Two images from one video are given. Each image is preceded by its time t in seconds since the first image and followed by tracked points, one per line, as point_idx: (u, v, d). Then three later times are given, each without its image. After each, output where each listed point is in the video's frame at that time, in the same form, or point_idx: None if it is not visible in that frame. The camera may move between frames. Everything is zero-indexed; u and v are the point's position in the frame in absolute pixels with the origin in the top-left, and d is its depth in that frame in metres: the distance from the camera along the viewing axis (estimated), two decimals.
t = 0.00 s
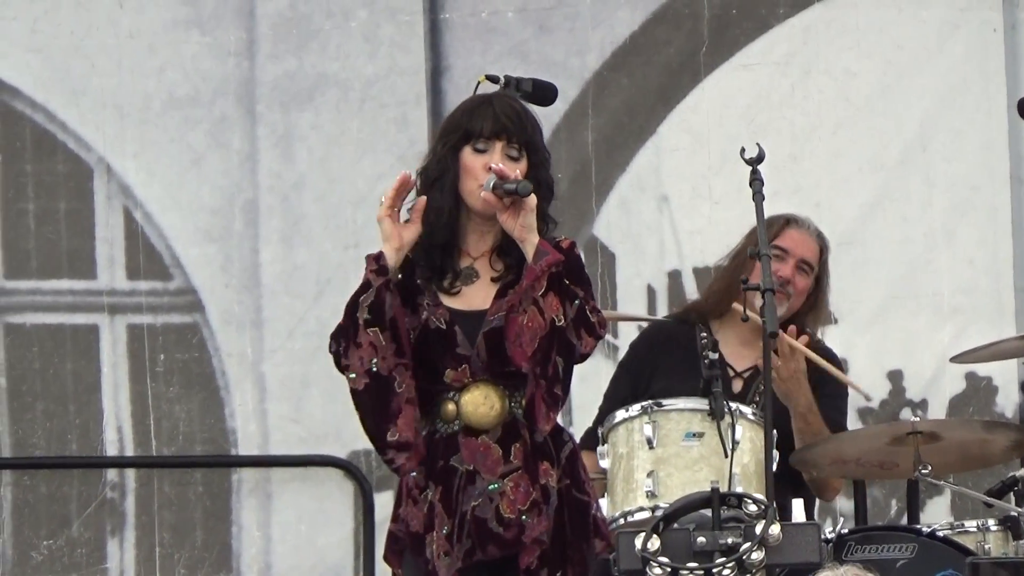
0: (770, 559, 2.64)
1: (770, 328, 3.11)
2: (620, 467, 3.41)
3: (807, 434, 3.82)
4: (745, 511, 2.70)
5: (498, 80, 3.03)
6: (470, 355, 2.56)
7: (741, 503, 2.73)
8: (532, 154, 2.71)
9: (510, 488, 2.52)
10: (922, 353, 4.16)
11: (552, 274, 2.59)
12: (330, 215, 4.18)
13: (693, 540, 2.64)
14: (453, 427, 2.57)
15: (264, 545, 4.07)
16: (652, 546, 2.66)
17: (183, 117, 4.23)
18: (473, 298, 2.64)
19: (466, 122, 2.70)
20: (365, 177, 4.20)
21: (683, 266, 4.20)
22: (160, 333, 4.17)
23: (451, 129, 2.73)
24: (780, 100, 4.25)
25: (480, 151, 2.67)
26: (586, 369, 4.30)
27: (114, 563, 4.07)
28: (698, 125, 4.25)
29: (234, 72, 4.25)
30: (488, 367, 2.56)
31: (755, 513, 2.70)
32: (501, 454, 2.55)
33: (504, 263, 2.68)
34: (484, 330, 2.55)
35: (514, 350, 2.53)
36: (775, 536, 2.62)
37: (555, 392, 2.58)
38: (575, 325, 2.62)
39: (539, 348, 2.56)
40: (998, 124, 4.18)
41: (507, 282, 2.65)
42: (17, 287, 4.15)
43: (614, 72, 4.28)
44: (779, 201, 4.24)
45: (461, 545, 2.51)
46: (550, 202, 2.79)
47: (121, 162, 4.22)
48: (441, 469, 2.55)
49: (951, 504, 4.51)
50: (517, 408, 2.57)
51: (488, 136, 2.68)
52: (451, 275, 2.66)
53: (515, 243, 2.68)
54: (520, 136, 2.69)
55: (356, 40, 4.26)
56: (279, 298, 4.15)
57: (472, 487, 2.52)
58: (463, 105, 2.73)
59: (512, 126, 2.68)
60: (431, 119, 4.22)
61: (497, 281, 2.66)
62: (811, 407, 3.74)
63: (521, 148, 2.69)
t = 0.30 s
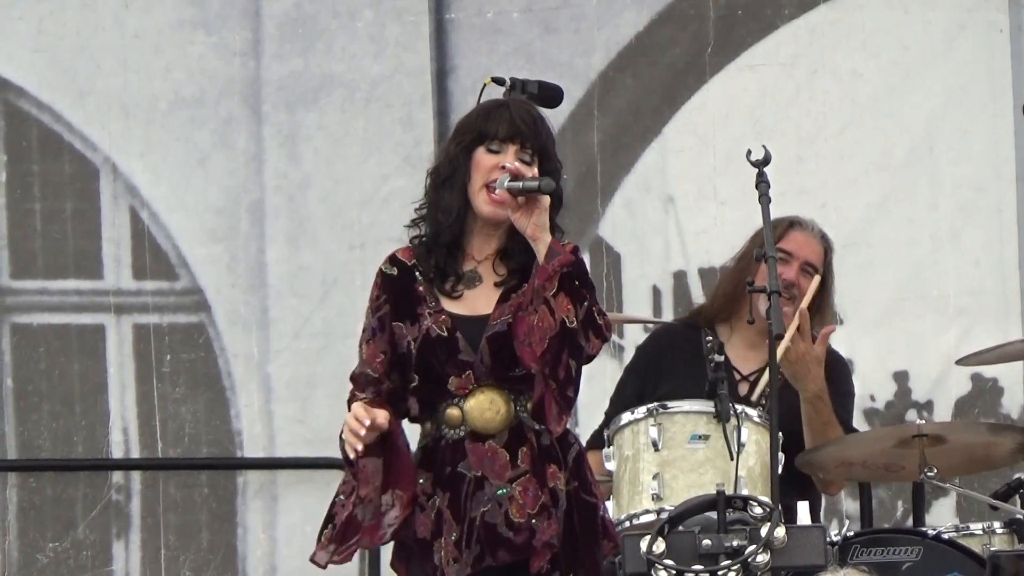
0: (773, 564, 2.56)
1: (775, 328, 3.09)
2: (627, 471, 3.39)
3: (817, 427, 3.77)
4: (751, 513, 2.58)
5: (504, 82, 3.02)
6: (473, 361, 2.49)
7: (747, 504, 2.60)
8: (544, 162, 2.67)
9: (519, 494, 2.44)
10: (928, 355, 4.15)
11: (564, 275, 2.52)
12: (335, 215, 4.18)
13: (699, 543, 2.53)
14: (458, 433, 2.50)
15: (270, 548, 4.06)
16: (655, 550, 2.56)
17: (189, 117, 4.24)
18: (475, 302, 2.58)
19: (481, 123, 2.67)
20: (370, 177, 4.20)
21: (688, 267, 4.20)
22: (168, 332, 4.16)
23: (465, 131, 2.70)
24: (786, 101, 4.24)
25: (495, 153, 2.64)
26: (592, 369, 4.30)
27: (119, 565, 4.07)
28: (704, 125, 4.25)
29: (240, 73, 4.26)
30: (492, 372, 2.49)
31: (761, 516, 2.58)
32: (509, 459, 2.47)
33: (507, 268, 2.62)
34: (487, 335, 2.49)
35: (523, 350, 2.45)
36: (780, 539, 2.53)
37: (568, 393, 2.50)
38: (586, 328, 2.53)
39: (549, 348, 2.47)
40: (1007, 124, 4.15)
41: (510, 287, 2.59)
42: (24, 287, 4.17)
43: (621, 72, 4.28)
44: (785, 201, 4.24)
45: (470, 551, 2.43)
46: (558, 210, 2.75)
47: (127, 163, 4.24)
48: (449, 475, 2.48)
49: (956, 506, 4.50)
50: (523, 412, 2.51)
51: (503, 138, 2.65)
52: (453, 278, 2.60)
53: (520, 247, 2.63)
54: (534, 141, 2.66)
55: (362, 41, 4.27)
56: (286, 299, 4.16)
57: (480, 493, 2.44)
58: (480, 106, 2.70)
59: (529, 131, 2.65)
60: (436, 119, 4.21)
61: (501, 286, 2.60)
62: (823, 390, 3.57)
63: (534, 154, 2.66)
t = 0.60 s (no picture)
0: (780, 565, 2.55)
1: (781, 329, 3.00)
2: (631, 473, 3.34)
3: (821, 422, 3.73)
4: (757, 515, 2.57)
5: (508, 84, 2.94)
6: (479, 362, 2.47)
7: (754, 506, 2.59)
8: (550, 160, 2.63)
9: (524, 495, 2.41)
10: (932, 356, 4.15)
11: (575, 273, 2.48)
12: (339, 217, 4.18)
13: (705, 545, 2.55)
14: (463, 435, 2.47)
15: (274, 551, 4.07)
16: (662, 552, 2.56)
17: (194, 118, 4.26)
18: (481, 303, 2.54)
19: (487, 122, 2.65)
20: (375, 179, 4.20)
21: (693, 268, 4.19)
22: (173, 333, 4.19)
23: (469, 131, 2.68)
24: (790, 102, 4.24)
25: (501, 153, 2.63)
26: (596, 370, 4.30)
27: (124, 567, 4.11)
28: (708, 126, 4.25)
29: (245, 74, 4.26)
30: (498, 373, 2.47)
31: (766, 518, 2.56)
32: (514, 460, 2.44)
33: (513, 269, 2.58)
34: (494, 335, 2.46)
35: (534, 346, 2.43)
36: (786, 542, 2.51)
37: (580, 391, 2.46)
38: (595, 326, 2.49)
39: (559, 347, 2.44)
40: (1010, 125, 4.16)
41: (517, 288, 2.54)
42: (28, 288, 4.19)
43: (625, 73, 4.28)
44: (789, 203, 4.24)
45: (475, 552, 2.40)
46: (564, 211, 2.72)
47: (132, 164, 4.25)
48: (454, 476, 2.45)
49: (961, 508, 4.48)
50: (529, 413, 2.48)
51: (508, 137, 2.63)
52: (459, 279, 2.57)
53: (527, 247, 2.59)
54: (541, 140, 2.63)
55: (366, 41, 4.27)
56: (291, 301, 4.16)
57: (485, 494, 2.42)
58: (485, 106, 2.68)
59: (535, 130, 2.63)
60: (440, 120, 4.22)
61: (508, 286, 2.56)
62: (824, 386, 3.57)
63: (541, 153, 2.62)
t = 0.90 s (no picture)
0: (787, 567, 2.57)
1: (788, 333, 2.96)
2: (637, 475, 3.33)
3: (821, 427, 3.71)
4: (761, 515, 2.60)
5: (515, 85, 2.96)
6: (489, 365, 2.46)
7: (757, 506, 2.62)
8: (560, 159, 2.64)
9: (532, 498, 2.41)
10: (939, 357, 4.14)
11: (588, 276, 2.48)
12: (346, 219, 4.20)
13: (711, 547, 2.57)
14: (472, 437, 2.46)
15: (280, 553, 4.09)
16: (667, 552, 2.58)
17: (200, 119, 4.25)
18: (492, 305, 2.54)
19: (495, 122, 2.65)
20: (381, 180, 4.21)
21: (699, 270, 4.19)
22: (179, 334, 4.18)
23: (477, 131, 2.67)
24: (797, 104, 4.24)
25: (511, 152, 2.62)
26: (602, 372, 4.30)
27: (130, 569, 4.12)
28: (714, 128, 4.24)
29: (251, 75, 4.26)
30: (507, 376, 2.46)
31: (772, 520, 2.59)
32: (523, 463, 2.44)
33: (525, 270, 2.59)
34: (503, 338, 2.47)
35: (547, 350, 2.43)
36: (792, 544, 2.54)
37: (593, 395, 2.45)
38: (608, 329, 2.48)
39: (571, 350, 2.44)
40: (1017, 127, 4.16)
41: (528, 290, 2.55)
42: (35, 289, 4.20)
43: (632, 75, 4.27)
44: (795, 205, 4.23)
45: (484, 554, 2.40)
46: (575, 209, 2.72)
47: (139, 165, 4.25)
48: (463, 478, 2.44)
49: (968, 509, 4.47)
50: (539, 416, 2.47)
51: (519, 135, 2.62)
52: (471, 281, 2.57)
53: (541, 248, 2.60)
54: (551, 139, 2.63)
55: (373, 43, 4.26)
56: (296, 302, 4.17)
57: (494, 497, 2.42)
58: (492, 107, 2.67)
59: (545, 129, 2.62)
60: (447, 122, 4.22)
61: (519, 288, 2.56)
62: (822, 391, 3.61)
63: (551, 151, 2.63)
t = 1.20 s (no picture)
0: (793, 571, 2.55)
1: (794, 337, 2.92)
2: (643, 479, 3.32)
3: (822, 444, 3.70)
4: (766, 520, 2.59)
5: (520, 89, 2.93)
6: (495, 368, 2.46)
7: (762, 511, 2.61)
8: (568, 163, 2.63)
9: (537, 502, 2.41)
10: (944, 362, 4.14)
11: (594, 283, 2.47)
12: (352, 223, 4.20)
13: (717, 552, 2.56)
14: (478, 441, 2.46)
15: (286, 555, 4.10)
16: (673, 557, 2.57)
17: (206, 123, 4.25)
18: (500, 309, 2.53)
19: (503, 126, 2.63)
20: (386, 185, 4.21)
21: (705, 274, 4.20)
22: (185, 337, 4.18)
23: (484, 133, 2.66)
24: (802, 109, 4.24)
25: (520, 156, 2.60)
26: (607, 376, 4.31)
27: (135, 572, 4.12)
28: (720, 133, 4.24)
29: (257, 79, 4.27)
30: (513, 380, 2.46)
31: (778, 524, 2.57)
32: (528, 467, 2.44)
33: (532, 274, 2.58)
34: (509, 342, 2.46)
35: (552, 354, 2.44)
36: (798, 548, 2.52)
37: (596, 399, 2.46)
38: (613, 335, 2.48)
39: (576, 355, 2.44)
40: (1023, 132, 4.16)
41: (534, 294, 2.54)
42: (40, 292, 4.21)
43: (638, 79, 4.28)
44: (800, 209, 4.23)
45: (488, 558, 2.40)
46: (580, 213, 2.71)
47: (145, 168, 4.25)
48: (468, 481, 2.44)
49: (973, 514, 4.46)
50: (544, 420, 2.47)
51: (527, 139, 2.60)
52: (478, 286, 2.56)
53: (547, 251, 2.59)
54: (559, 142, 2.62)
55: (378, 47, 4.27)
56: (301, 306, 4.18)
57: (499, 500, 2.42)
58: (499, 110, 2.66)
59: (552, 132, 2.61)
60: (452, 127, 4.22)
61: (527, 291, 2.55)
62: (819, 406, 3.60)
63: (558, 154, 2.63)
